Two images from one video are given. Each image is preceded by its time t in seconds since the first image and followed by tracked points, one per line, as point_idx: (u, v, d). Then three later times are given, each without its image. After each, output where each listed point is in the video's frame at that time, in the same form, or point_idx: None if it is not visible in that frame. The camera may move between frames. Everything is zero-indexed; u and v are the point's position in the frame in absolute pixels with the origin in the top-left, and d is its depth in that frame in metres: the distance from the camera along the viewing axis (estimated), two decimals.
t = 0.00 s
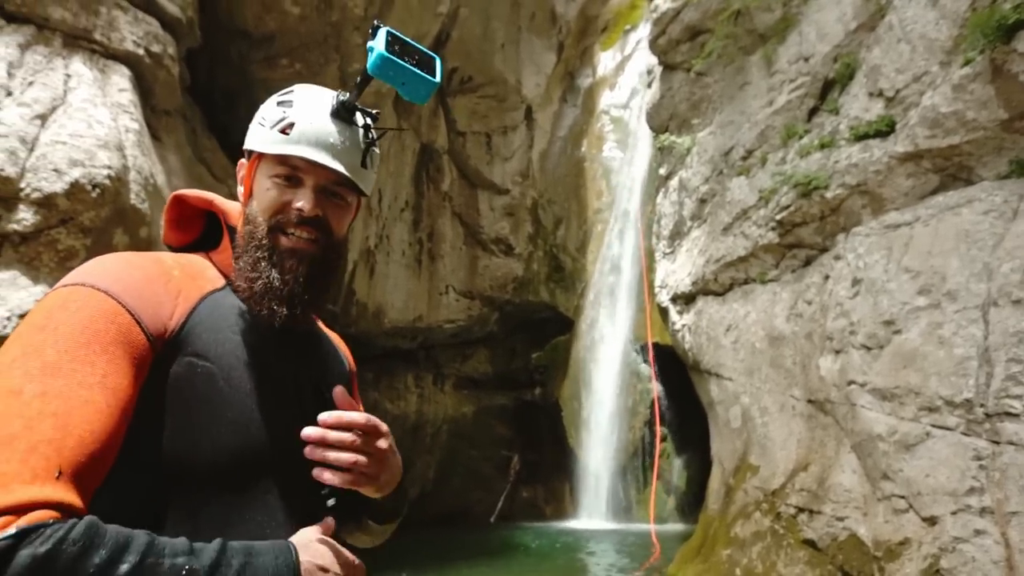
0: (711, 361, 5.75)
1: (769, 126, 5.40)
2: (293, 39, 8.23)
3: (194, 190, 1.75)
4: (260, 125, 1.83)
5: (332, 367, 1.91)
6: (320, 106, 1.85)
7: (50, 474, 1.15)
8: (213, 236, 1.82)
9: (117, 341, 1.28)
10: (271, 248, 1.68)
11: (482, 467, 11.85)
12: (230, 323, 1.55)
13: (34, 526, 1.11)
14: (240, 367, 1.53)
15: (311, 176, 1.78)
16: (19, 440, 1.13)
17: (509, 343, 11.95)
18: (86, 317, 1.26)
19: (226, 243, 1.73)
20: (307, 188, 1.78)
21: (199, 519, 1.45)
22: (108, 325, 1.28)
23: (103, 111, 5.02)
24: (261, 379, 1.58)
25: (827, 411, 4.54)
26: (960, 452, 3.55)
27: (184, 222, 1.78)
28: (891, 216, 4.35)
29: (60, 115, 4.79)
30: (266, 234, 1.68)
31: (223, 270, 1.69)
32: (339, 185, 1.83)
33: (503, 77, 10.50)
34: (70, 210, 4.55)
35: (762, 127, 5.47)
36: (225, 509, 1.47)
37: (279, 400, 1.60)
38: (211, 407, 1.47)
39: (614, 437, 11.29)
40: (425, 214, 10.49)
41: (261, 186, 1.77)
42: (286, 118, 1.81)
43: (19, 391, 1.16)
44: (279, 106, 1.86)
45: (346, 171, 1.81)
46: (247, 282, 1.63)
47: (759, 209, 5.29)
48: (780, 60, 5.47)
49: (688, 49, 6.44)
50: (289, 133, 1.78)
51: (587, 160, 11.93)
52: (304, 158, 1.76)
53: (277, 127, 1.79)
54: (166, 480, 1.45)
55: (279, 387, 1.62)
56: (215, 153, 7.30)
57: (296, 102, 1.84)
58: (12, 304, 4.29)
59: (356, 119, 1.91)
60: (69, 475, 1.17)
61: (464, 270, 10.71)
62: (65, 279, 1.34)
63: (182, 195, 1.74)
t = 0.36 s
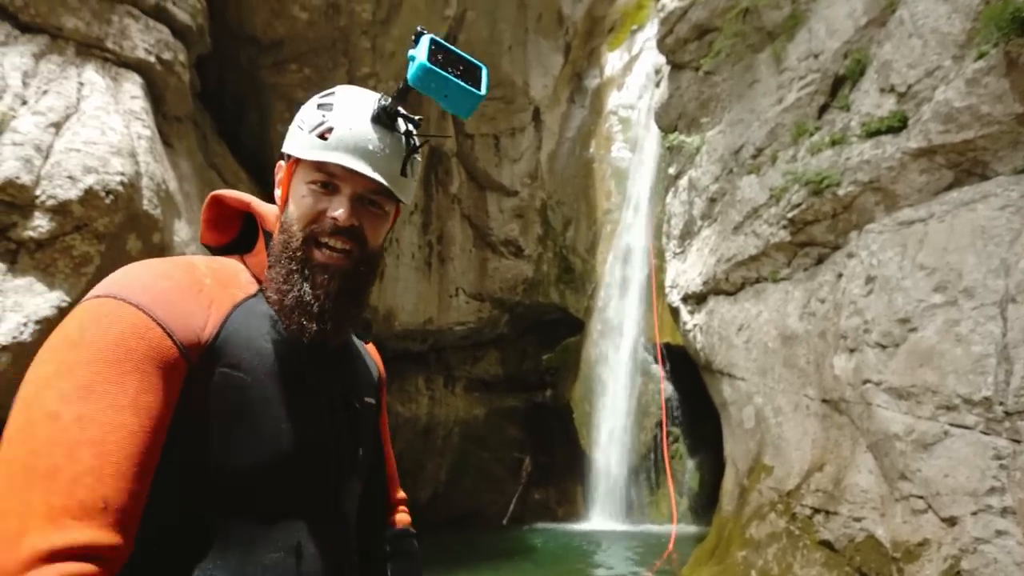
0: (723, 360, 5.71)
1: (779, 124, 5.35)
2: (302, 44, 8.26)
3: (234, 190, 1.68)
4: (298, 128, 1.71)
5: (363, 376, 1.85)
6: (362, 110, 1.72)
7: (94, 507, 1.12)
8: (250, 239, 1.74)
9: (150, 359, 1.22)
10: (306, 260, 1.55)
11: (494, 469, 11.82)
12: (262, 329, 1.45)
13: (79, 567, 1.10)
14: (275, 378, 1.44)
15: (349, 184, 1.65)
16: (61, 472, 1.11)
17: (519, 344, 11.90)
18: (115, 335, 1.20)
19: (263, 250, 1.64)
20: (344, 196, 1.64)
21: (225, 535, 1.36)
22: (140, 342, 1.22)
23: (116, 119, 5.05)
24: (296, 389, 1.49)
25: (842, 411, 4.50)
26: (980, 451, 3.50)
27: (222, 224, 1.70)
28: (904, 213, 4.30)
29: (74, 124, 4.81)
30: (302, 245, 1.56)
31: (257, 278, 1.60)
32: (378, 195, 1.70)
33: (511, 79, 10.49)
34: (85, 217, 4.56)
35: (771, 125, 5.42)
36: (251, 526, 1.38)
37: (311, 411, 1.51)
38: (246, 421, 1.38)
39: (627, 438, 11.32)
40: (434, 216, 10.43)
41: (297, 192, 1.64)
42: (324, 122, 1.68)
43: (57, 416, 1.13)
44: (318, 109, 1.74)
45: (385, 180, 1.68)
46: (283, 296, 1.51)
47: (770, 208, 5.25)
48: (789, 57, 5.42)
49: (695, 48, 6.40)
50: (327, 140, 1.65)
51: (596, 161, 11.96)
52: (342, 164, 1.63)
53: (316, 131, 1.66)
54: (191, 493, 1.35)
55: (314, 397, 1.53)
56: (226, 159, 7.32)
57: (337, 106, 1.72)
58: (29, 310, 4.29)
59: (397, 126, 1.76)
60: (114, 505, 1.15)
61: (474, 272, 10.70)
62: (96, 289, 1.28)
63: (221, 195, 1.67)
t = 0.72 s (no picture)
0: (735, 365, 5.66)
1: (790, 127, 5.31)
2: (313, 52, 8.29)
3: (256, 195, 1.63)
4: (323, 129, 1.69)
5: (386, 382, 1.83)
6: (386, 109, 1.70)
7: (64, 501, 1.07)
8: (274, 244, 1.71)
9: (165, 358, 1.18)
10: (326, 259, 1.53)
11: (505, 475, 11.75)
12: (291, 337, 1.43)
13: (26, 566, 1.02)
14: (303, 382, 1.42)
15: (372, 184, 1.64)
16: (44, 458, 1.07)
17: (530, 350, 11.95)
18: (136, 332, 1.17)
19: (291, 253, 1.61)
20: (367, 196, 1.63)
21: (256, 541, 1.34)
22: (159, 340, 1.18)
23: (131, 128, 5.07)
24: (323, 394, 1.48)
25: (857, 416, 4.44)
26: (1000, 457, 3.44)
27: (244, 230, 1.66)
28: (919, 215, 4.25)
29: (90, 133, 4.84)
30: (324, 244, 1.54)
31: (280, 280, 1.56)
32: (401, 196, 1.68)
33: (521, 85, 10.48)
34: (100, 225, 4.57)
35: (782, 128, 5.39)
36: (284, 533, 1.37)
37: (337, 417, 1.50)
38: (275, 426, 1.36)
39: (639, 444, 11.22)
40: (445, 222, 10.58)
41: (320, 193, 1.63)
42: (350, 122, 1.66)
43: (60, 402, 1.10)
44: (342, 110, 1.72)
45: (408, 180, 1.66)
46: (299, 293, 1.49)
47: (782, 211, 5.20)
48: (800, 60, 5.39)
49: (705, 52, 6.37)
50: (353, 139, 1.63)
51: (605, 166, 11.84)
52: (365, 164, 1.62)
53: (341, 132, 1.65)
54: (220, 502, 1.32)
55: (340, 402, 1.52)
56: (237, 167, 7.35)
57: (361, 107, 1.70)
58: (44, 318, 4.30)
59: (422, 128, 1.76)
60: (87, 503, 1.08)
61: (485, 279, 10.68)
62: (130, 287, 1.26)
63: (243, 200, 1.63)
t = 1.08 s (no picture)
0: (743, 369, 5.63)
1: (797, 128, 5.29)
2: (320, 58, 8.31)
3: (249, 202, 1.52)
4: (355, 148, 1.61)
5: (380, 384, 1.79)
6: (421, 140, 1.70)
7: (130, 526, 1.08)
8: (266, 251, 1.60)
9: (181, 371, 1.17)
10: (353, 280, 1.53)
11: (512, 479, 11.65)
12: (294, 341, 1.40)
13: None
14: (308, 385, 1.38)
15: (407, 217, 1.63)
16: (95, 490, 1.08)
17: (537, 354, 11.89)
18: (145, 349, 1.15)
19: (282, 258, 1.51)
20: (404, 229, 1.62)
21: (264, 550, 1.31)
22: (170, 355, 1.17)
23: (139, 135, 5.08)
24: (327, 398, 1.44)
25: (868, 420, 4.41)
26: (1014, 461, 3.40)
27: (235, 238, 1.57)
28: (929, 217, 4.21)
29: (100, 140, 4.85)
30: (349, 267, 1.52)
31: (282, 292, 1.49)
32: (423, 219, 1.70)
33: (526, 89, 10.47)
34: (110, 231, 4.59)
35: (789, 130, 5.36)
36: (288, 537, 1.33)
37: (341, 419, 1.47)
38: (280, 432, 1.33)
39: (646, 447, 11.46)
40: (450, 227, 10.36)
41: (353, 219, 1.57)
42: (391, 151, 1.63)
43: (90, 434, 1.10)
44: (374, 129, 1.65)
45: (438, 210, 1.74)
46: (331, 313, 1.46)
47: (790, 213, 5.17)
48: (807, 61, 5.36)
49: (711, 54, 6.35)
50: (400, 176, 1.62)
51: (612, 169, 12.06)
52: (405, 199, 1.61)
53: (382, 163, 1.61)
54: (230, 508, 1.30)
55: (343, 405, 1.49)
56: (245, 172, 7.36)
57: (398, 133, 1.66)
58: (55, 323, 4.31)
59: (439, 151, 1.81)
60: (150, 523, 1.10)
61: (491, 283, 10.65)
62: (126, 303, 1.23)
63: (236, 208, 1.53)
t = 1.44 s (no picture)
0: (741, 365, 5.64)
1: (795, 125, 5.29)
2: (318, 55, 8.29)
3: (236, 197, 1.46)
4: (347, 140, 1.62)
5: (361, 381, 1.81)
6: (408, 136, 1.74)
7: (123, 525, 1.04)
8: (249, 246, 1.56)
9: (177, 367, 1.14)
10: (347, 275, 1.54)
11: (511, 476, 11.66)
12: (282, 337, 1.36)
13: None
14: (297, 382, 1.35)
15: (400, 211, 1.66)
16: (89, 487, 1.03)
17: (536, 351, 11.85)
18: (139, 344, 1.11)
19: (266, 253, 1.47)
20: (396, 223, 1.66)
21: (256, 551, 1.27)
22: (163, 351, 1.12)
23: (137, 133, 5.08)
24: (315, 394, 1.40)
25: (866, 416, 4.41)
26: (1013, 456, 3.41)
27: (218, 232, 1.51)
28: (928, 212, 4.21)
29: (97, 138, 4.84)
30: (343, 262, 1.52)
31: (269, 285, 1.45)
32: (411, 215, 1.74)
33: (524, 87, 10.52)
34: (106, 229, 4.58)
35: (788, 126, 5.36)
36: (280, 535, 1.30)
37: (329, 413, 1.44)
38: (270, 430, 1.29)
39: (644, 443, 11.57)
40: (449, 224, 10.26)
41: (348, 214, 1.58)
42: (384, 146, 1.65)
43: (81, 430, 1.04)
44: (362, 123, 1.67)
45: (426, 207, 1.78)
46: (328, 305, 1.47)
47: (788, 210, 5.18)
48: (806, 57, 5.36)
49: (710, 50, 6.35)
50: (394, 172, 1.65)
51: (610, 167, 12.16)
52: (399, 196, 1.64)
53: (377, 159, 1.63)
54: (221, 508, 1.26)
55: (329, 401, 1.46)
56: (243, 170, 7.34)
57: (388, 128, 1.69)
58: (52, 322, 4.29)
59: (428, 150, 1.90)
60: (142, 523, 1.06)
61: (490, 280, 10.60)
62: (112, 296, 1.18)
63: (221, 202, 1.46)
